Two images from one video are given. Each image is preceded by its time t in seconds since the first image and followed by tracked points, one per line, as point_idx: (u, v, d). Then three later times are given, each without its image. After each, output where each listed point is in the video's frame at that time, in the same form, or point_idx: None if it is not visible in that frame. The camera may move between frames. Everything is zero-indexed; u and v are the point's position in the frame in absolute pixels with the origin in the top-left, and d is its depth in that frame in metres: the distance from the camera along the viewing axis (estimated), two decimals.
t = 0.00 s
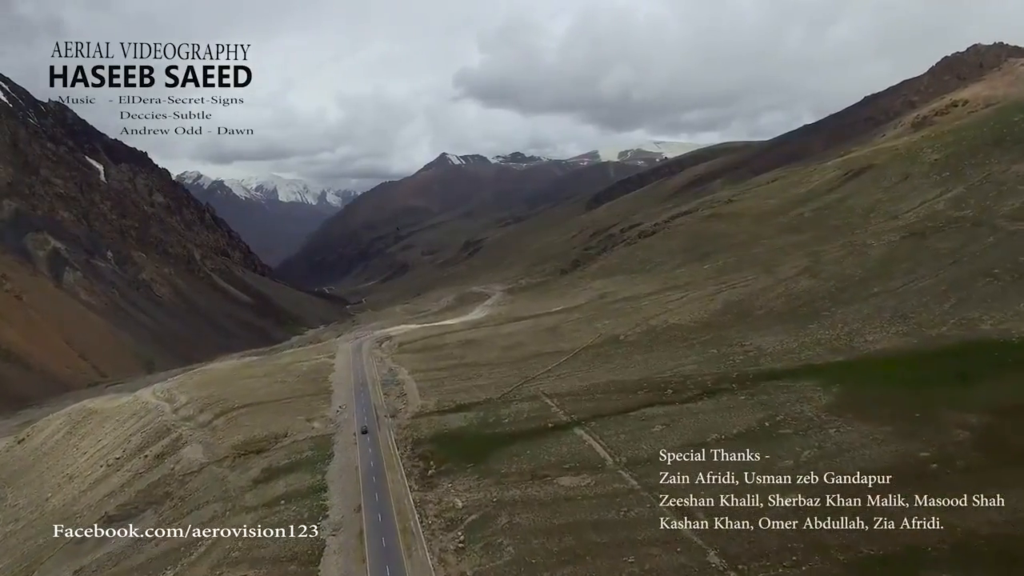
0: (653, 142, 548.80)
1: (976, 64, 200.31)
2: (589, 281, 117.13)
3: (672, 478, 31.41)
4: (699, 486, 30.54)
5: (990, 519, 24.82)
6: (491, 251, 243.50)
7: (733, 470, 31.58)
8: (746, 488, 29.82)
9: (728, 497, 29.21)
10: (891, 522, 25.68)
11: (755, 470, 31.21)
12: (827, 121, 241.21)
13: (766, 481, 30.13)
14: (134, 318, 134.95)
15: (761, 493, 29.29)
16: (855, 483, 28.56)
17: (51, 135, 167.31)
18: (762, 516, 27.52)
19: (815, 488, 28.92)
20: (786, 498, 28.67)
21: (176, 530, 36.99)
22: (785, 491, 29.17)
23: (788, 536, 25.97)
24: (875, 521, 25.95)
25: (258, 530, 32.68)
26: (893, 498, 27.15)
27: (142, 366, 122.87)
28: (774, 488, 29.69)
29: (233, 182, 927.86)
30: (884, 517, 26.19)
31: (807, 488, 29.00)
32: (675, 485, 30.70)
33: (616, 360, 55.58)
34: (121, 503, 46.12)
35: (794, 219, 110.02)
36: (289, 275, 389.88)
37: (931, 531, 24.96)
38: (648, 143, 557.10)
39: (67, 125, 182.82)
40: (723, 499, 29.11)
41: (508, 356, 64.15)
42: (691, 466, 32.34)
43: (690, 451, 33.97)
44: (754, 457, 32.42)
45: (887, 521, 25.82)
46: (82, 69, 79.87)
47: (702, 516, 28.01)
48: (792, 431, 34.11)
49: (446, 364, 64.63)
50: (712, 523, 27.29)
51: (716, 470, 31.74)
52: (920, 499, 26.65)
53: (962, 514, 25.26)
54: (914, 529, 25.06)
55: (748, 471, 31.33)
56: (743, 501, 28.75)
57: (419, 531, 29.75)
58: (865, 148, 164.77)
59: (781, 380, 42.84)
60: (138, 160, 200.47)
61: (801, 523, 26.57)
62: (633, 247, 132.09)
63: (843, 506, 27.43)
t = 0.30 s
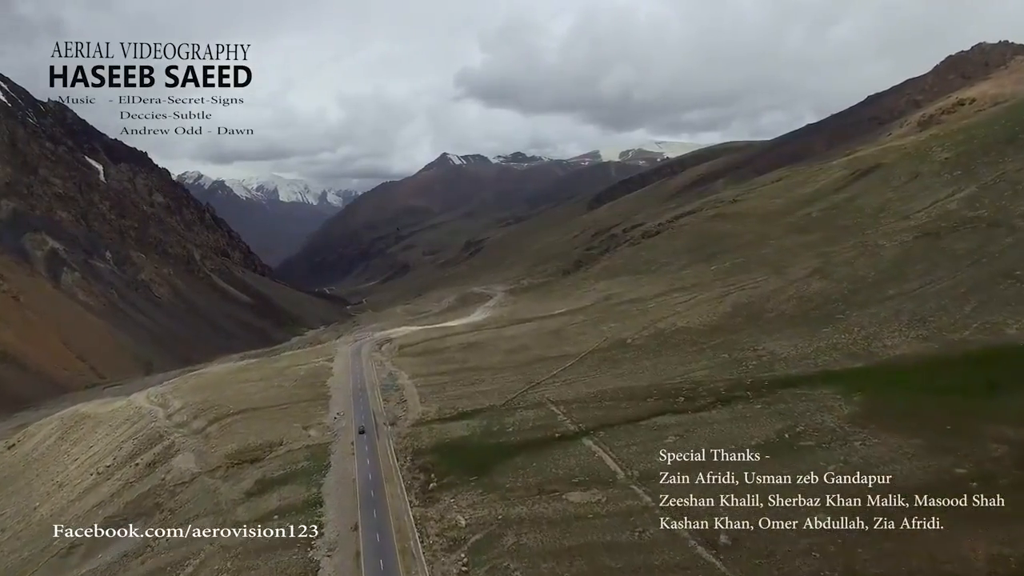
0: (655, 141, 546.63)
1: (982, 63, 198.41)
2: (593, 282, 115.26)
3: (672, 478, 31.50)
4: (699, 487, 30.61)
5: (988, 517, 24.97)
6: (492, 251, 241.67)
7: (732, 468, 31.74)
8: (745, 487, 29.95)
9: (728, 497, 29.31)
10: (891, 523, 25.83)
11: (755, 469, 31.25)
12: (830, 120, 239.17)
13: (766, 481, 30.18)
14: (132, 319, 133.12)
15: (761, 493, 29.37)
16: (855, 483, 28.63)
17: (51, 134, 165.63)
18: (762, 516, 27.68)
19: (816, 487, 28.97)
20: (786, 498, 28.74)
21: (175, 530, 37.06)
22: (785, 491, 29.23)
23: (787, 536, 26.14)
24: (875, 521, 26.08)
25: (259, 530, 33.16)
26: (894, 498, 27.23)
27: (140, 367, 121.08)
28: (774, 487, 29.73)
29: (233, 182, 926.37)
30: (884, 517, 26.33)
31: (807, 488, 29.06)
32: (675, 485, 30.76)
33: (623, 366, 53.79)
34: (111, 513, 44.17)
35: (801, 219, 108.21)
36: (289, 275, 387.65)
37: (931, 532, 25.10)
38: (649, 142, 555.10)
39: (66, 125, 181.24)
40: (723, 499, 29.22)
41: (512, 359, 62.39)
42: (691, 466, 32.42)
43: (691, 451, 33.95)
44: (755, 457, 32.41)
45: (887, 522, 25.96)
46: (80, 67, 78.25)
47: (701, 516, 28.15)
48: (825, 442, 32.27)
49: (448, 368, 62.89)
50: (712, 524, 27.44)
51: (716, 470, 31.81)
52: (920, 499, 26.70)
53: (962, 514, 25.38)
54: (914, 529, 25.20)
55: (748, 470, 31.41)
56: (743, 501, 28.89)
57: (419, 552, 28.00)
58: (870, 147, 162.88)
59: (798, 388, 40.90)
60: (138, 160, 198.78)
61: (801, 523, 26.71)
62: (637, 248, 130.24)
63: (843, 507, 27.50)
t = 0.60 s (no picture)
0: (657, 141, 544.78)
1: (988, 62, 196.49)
2: (597, 283, 113.44)
3: (672, 478, 31.53)
4: (699, 487, 30.58)
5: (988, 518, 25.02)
6: (494, 252, 239.75)
7: (732, 468, 31.81)
8: (745, 488, 29.96)
9: (728, 497, 29.30)
10: (891, 523, 25.86)
11: (755, 470, 31.28)
12: (834, 120, 237.07)
13: (766, 481, 30.20)
14: (132, 319, 131.35)
15: (761, 493, 29.36)
16: (855, 483, 28.66)
17: (51, 134, 163.85)
18: (762, 516, 27.62)
19: (816, 487, 28.97)
20: (786, 498, 28.73)
21: (175, 530, 36.92)
22: (785, 490, 29.23)
23: (787, 535, 26.06)
24: (875, 522, 26.09)
25: (258, 530, 33.34)
26: (893, 498, 27.27)
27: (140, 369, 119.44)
28: (774, 488, 29.75)
29: (234, 181, 926.27)
30: (884, 517, 26.35)
31: (807, 487, 29.07)
32: (675, 485, 30.78)
33: (631, 372, 51.98)
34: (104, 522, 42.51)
35: (809, 219, 106.37)
36: (290, 275, 385.08)
37: (931, 532, 25.12)
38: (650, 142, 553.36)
39: (66, 124, 179.56)
40: (723, 499, 29.18)
41: (516, 364, 60.67)
42: (690, 466, 32.52)
43: (691, 451, 34.18)
44: (755, 457, 32.46)
45: (887, 522, 26.00)
46: (78, 66, 76.01)
47: (702, 516, 28.08)
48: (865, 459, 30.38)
49: (450, 372, 61.21)
50: (712, 523, 27.38)
51: (715, 470, 31.86)
52: (920, 499, 26.74)
53: (962, 514, 25.42)
54: (914, 530, 25.24)
55: (748, 470, 31.46)
56: (743, 501, 28.87)
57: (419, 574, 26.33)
58: (876, 147, 160.88)
59: (817, 396, 39.05)
60: (138, 160, 196.99)
61: (802, 523, 26.65)
62: (641, 248, 128.35)
63: (843, 507, 27.48)
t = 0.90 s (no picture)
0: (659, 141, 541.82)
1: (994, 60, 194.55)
2: (602, 284, 111.40)
3: (672, 478, 31.72)
4: (699, 487, 30.71)
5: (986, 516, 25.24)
6: (496, 252, 237.86)
7: (733, 468, 32.01)
8: (745, 488, 30.11)
9: (728, 497, 29.42)
10: (891, 523, 26.00)
11: (755, 469, 31.44)
12: (839, 119, 234.89)
13: (766, 481, 30.35)
14: (132, 320, 129.58)
15: (761, 493, 29.52)
16: (855, 483, 28.82)
17: (51, 134, 162.25)
18: (762, 516, 27.73)
19: (816, 488, 29.14)
20: (786, 499, 28.89)
21: (175, 530, 36.75)
22: (785, 491, 29.46)
23: (787, 536, 26.14)
24: (875, 521, 26.20)
25: (259, 530, 33.57)
26: (893, 498, 27.43)
27: (140, 371, 117.77)
28: (774, 488, 29.95)
29: (236, 181, 923.53)
30: (884, 517, 26.46)
31: (807, 487, 29.23)
32: (676, 484, 30.95)
33: (640, 378, 50.14)
34: (101, 528, 40.72)
35: (817, 219, 104.40)
36: (290, 275, 382.54)
37: (931, 531, 25.24)
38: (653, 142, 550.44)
39: (67, 124, 178.00)
40: (723, 499, 29.30)
41: (521, 368, 58.82)
42: (690, 466, 32.75)
43: (691, 451, 34.49)
44: (755, 457, 32.64)
45: (887, 522, 26.13)
46: (78, 69, 81.58)
47: (702, 516, 28.16)
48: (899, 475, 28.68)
49: (453, 377, 59.50)
50: (712, 523, 27.44)
51: (715, 470, 32.04)
52: (920, 499, 26.90)
53: (996, 531, 24.35)
54: (914, 529, 25.35)
55: (748, 469, 31.67)
56: (744, 501, 28.99)
57: None
58: (883, 146, 158.90)
59: (839, 405, 37.01)
60: (139, 160, 195.40)
61: (802, 523, 26.73)
62: (646, 249, 126.25)
63: (843, 507, 27.57)
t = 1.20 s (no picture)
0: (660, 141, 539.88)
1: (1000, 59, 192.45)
2: (606, 285, 109.59)
3: (672, 478, 32.09)
4: (699, 487, 30.94)
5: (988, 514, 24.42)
6: (498, 252, 236.07)
7: (732, 467, 32.30)
8: (743, 487, 30.26)
9: (729, 497, 29.52)
10: (891, 522, 25.44)
11: (755, 469, 31.57)
12: (843, 118, 232.84)
13: (766, 481, 30.40)
14: (131, 321, 127.61)
15: (762, 493, 29.54)
16: (855, 483, 28.61)
17: (51, 133, 160.72)
18: (762, 516, 27.61)
19: (817, 488, 29.04)
20: (786, 498, 28.83)
21: (175, 530, 36.35)
22: (785, 491, 29.37)
23: (787, 535, 25.96)
24: (875, 521, 25.69)
25: (259, 530, 33.60)
26: (894, 498, 26.94)
27: (137, 373, 115.70)
28: (774, 488, 29.93)
29: (237, 181, 922.05)
30: (884, 517, 25.94)
31: (808, 488, 29.13)
32: (675, 485, 31.24)
33: (649, 385, 48.43)
34: (87, 541, 38.59)
35: (825, 219, 102.54)
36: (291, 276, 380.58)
37: (931, 531, 24.57)
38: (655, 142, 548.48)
39: (68, 124, 176.64)
40: (723, 499, 29.38)
41: (526, 374, 57.05)
42: (690, 465, 33.16)
43: (690, 451, 34.97)
44: (755, 457, 32.88)
45: (887, 522, 25.58)
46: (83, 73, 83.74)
47: (702, 516, 28.16)
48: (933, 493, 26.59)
49: (454, 382, 57.79)
50: (712, 523, 27.40)
51: (715, 470, 32.26)
52: (920, 499, 26.35)
53: None
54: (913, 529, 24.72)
55: (747, 469, 31.89)
56: (744, 501, 29.03)
57: None
58: (890, 145, 156.96)
59: (864, 414, 34.96)
60: (140, 160, 193.90)
61: (802, 523, 26.50)
62: (651, 249, 124.37)
63: (843, 507, 27.31)
